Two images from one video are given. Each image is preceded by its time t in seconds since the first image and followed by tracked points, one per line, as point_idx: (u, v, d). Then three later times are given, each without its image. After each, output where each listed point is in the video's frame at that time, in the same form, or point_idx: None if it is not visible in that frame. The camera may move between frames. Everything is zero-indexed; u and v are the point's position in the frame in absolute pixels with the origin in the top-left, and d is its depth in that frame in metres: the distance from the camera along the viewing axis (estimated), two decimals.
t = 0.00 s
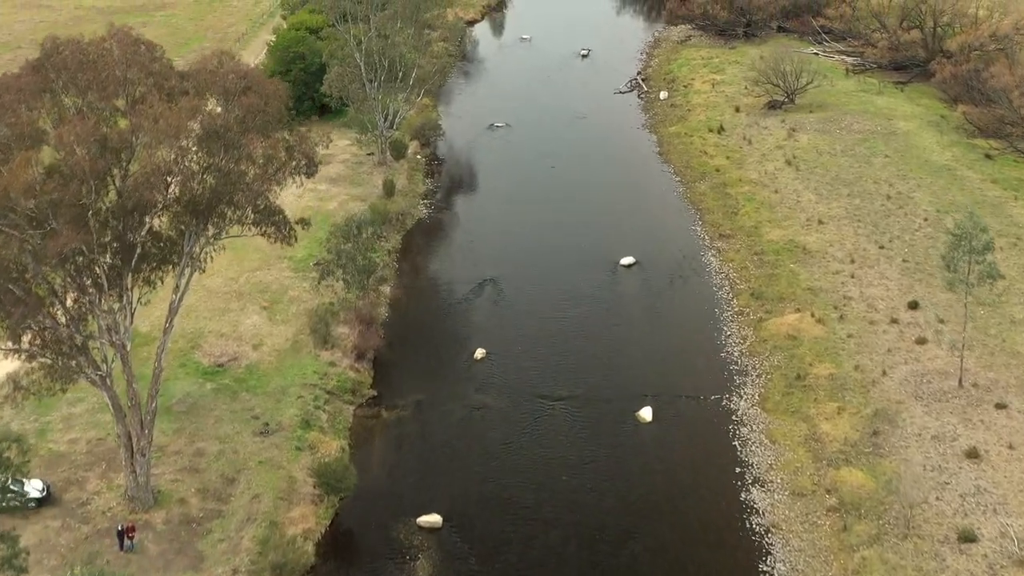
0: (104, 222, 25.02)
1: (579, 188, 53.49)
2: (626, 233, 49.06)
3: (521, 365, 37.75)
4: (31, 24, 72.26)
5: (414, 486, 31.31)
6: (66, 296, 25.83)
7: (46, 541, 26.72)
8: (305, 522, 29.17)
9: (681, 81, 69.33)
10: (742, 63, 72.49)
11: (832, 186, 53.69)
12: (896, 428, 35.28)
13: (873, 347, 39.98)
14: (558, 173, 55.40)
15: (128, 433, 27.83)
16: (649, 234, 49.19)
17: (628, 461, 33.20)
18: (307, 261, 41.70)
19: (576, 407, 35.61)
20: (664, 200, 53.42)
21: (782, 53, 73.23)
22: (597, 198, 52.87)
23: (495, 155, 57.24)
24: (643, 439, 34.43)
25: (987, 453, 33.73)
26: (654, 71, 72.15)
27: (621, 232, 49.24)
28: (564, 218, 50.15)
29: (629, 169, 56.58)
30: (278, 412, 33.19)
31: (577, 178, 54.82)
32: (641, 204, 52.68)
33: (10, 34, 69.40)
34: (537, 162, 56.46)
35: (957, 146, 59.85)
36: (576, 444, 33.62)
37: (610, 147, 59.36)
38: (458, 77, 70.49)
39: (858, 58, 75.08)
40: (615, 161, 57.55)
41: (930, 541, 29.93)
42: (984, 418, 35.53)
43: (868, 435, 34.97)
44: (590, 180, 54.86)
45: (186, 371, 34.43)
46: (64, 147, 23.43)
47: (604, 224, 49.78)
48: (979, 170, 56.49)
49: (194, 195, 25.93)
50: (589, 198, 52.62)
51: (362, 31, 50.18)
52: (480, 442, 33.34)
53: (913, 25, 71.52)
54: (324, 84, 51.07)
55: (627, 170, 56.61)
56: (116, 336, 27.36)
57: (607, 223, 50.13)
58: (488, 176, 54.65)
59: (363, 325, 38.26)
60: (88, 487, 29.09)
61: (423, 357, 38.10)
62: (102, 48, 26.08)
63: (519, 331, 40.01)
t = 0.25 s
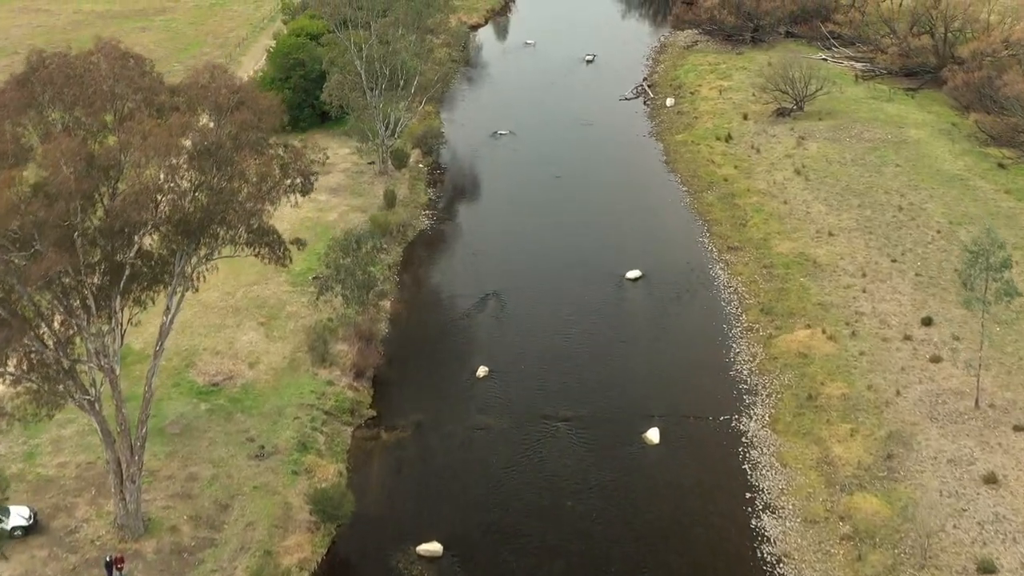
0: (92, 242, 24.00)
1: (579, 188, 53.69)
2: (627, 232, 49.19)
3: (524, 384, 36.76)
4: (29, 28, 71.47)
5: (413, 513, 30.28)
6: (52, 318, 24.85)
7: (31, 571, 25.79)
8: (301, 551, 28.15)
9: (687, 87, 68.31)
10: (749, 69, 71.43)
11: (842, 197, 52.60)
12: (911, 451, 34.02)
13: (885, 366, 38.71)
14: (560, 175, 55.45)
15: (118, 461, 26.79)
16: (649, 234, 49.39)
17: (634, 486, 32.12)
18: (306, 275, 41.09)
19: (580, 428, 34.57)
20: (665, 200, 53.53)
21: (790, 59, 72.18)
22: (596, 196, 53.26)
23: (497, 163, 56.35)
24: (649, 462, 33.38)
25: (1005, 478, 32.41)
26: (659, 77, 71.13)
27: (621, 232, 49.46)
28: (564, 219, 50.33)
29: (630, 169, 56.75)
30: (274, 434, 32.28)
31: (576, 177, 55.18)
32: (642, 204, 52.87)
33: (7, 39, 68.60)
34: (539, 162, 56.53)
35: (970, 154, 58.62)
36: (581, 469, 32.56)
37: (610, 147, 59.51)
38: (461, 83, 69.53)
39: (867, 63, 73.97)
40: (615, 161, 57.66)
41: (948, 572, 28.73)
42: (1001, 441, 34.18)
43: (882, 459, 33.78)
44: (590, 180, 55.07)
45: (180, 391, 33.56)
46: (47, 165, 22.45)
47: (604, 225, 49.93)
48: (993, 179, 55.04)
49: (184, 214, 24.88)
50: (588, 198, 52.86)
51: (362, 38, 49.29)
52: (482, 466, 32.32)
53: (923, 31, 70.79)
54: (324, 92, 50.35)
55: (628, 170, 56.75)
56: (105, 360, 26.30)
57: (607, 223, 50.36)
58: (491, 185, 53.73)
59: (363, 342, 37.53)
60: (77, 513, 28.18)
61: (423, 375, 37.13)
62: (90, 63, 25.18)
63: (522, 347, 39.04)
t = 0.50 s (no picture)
0: (75, 264, 22.92)
1: (580, 188, 53.72)
2: (627, 233, 49.24)
3: (526, 404, 35.72)
4: (24, 33, 70.66)
5: (409, 542, 29.19)
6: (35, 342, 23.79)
7: None
8: None
9: (692, 94, 67.27)
10: (755, 75, 70.36)
11: (850, 208, 51.49)
12: (924, 476, 32.73)
13: (897, 385, 37.38)
14: (560, 177, 55.24)
15: (103, 490, 25.76)
16: (649, 234, 49.50)
17: (639, 513, 31.01)
18: (302, 291, 40.16)
19: (583, 451, 33.50)
20: (666, 201, 53.51)
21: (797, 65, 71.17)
22: (596, 195, 53.35)
23: (498, 171, 55.45)
24: (654, 488, 32.29)
25: None
26: (663, 84, 70.07)
27: (621, 231, 49.61)
28: (565, 220, 50.34)
29: (630, 169, 56.84)
30: (266, 458, 31.28)
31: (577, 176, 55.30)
32: (642, 204, 53.01)
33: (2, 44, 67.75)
34: (539, 163, 56.39)
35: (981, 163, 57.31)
36: (584, 495, 31.49)
37: (610, 146, 59.57)
38: (462, 90, 68.53)
39: (873, 70, 72.84)
40: (615, 161, 57.77)
41: None
42: (1019, 465, 32.75)
43: (895, 484, 32.52)
44: (590, 180, 55.12)
45: (171, 413, 32.60)
46: (28, 186, 21.43)
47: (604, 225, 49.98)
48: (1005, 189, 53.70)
49: (172, 235, 23.85)
50: (588, 198, 52.92)
51: (361, 45, 48.33)
52: (481, 492, 31.28)
53: (931, 36, 70.06)
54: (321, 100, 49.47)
55: (628, 170, 56.82)
56: (90, 387, 25.25)
57: (608, 223, 50.48)
58: (492, 193, 52.81)
59: (359, 360, 36.61)
60: (62, 543, 27.15)
61: (421, 395, 36.09)
62: (74, 78, 24.20)
63: (523, 364, 38.06)
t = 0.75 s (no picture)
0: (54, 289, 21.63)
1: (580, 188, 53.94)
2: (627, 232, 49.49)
3: (525, 425, 34.72)
4: (15, 39, 69.69)
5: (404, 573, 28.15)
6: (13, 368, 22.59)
7: None
8: None
9: (694, 101, 66.30)
10: (758, 81, 69.35)
11: (856, 219, 50.48)
12: (936, 501, 31.52)
13: (906, 405, 36.23)
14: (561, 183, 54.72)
15: (86, 521, 24.65)
16: (649, 234, 49.79)
17: (641, 542, 29.95)
18: (295, 307, 39.21)
19: (584, 477, 32.46)
20: (665, 202, 53.74)
21: (801, 72, 70.29)
22: (596, 195, 53.59)
23: (498, 179, 54.56)
24: (658, 515, 31.23)
25: None
26: (664, 90, 69.04)
27: (620, 230, 49.92)
28: (565, 220, 50.55)
29: (629, 169, 57.06)
30: (256, 483, 30.25)
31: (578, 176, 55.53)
32: (642, 204, 53.25)
33: None
34: (540, 168, 56.02)
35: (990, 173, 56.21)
36: (585, 523, 30.44)
37: (610, 147, 59.76)
38: (461, 96, 67.52)
39: (880, 75, 71.88)
40: (614, 161, 57.97)
41: None
42: None
43: (906, 510, 31.34)
44: (590, 180, 55.32)
45: (158, 435, 31.60)
46: (3, 208, 20.19)
47: (604, 225, 50.21)
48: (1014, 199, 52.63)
49: (156, 258, 22.82)
50: (589, 197, 53.15)
51: (356, 53, 47.41)
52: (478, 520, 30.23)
53: (938, 42, 69.11)
54: (316, 109, 48.48)
55: (627, 170, 57.09)
56: (71, 415, 24.05)
57: (609, 223, 50.63)
58: (492, 203, 51.92)
59: (353, 380, 35.68)
60: None
61: (417, 416, 35.06)
62: (53, 95, 23.22)
63: (523, 383, 37.07)
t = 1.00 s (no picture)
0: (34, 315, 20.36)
1: (580, 188, 54.22)
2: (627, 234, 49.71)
3: (524, 448, 33.70)
4: (7, 44, 68.71)
5: None
6: None
7: None
8: None
9: (695, 108, 65.33)
10: (760, 88, 68.34)
11: (861, 231, 49.47)
12: (949, 529, 30.52)
13: (916, 426, 35.20)
14: (561, 189, 54.28)
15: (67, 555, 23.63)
16: (649, 234, 50.08)
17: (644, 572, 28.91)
18: (286, 324, 38.24)
19: (585, 503, 31.42)
20: (664, 201, 54.07)
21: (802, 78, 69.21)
22: (597, 194, 53.89)
23: (496, 187, 53.74)
24: (661, 544, 30.18)
25: None
26: (665, 97, 68.02)
27: (621, 232, 50.11)
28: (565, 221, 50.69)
29: (628, 170, 57.29)
30: (245, 510, 29.15)
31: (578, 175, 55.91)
32: (642, 204, 53.56)
33: None
34: (540, 171, 55.95)
35: (997, 183, 55.18)
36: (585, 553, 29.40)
37: (609, 147, 59.98)
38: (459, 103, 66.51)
39: (881, 83, 70.79)
40: (613, 161, 58.25)
41: None
42: None
43: (917, 539, 30.31)
44: (590, 180, 55.56)
45: (144, 459, 30.55)
46: None
47: (604, 226, 50.43)
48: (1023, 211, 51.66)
49: (140, 284, 21.70)
50: (588, 198, 53.45)
51: (351, 61, 46.42)
52: (474, 548, 29.19)
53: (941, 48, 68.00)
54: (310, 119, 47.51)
55: (627, 170, 57.37)
56: (49, 445, 22.82)
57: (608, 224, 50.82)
58: (490, 212, 51.06)
59: (346, 401, 34.67)
60: None
61: (412, 437, 34.07)
62: (31, 115, 22.22)
63: (522, 402, 36.09)
